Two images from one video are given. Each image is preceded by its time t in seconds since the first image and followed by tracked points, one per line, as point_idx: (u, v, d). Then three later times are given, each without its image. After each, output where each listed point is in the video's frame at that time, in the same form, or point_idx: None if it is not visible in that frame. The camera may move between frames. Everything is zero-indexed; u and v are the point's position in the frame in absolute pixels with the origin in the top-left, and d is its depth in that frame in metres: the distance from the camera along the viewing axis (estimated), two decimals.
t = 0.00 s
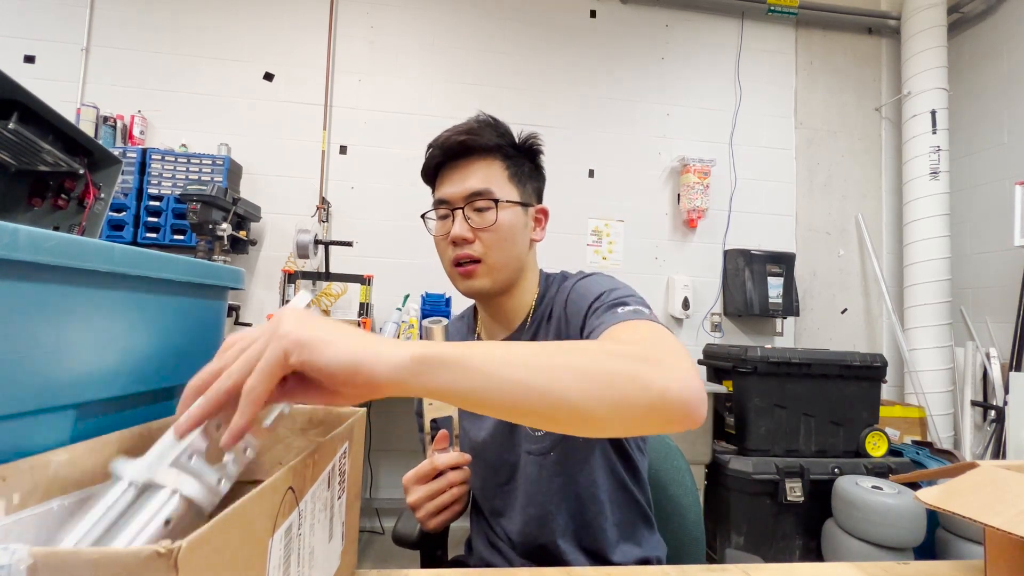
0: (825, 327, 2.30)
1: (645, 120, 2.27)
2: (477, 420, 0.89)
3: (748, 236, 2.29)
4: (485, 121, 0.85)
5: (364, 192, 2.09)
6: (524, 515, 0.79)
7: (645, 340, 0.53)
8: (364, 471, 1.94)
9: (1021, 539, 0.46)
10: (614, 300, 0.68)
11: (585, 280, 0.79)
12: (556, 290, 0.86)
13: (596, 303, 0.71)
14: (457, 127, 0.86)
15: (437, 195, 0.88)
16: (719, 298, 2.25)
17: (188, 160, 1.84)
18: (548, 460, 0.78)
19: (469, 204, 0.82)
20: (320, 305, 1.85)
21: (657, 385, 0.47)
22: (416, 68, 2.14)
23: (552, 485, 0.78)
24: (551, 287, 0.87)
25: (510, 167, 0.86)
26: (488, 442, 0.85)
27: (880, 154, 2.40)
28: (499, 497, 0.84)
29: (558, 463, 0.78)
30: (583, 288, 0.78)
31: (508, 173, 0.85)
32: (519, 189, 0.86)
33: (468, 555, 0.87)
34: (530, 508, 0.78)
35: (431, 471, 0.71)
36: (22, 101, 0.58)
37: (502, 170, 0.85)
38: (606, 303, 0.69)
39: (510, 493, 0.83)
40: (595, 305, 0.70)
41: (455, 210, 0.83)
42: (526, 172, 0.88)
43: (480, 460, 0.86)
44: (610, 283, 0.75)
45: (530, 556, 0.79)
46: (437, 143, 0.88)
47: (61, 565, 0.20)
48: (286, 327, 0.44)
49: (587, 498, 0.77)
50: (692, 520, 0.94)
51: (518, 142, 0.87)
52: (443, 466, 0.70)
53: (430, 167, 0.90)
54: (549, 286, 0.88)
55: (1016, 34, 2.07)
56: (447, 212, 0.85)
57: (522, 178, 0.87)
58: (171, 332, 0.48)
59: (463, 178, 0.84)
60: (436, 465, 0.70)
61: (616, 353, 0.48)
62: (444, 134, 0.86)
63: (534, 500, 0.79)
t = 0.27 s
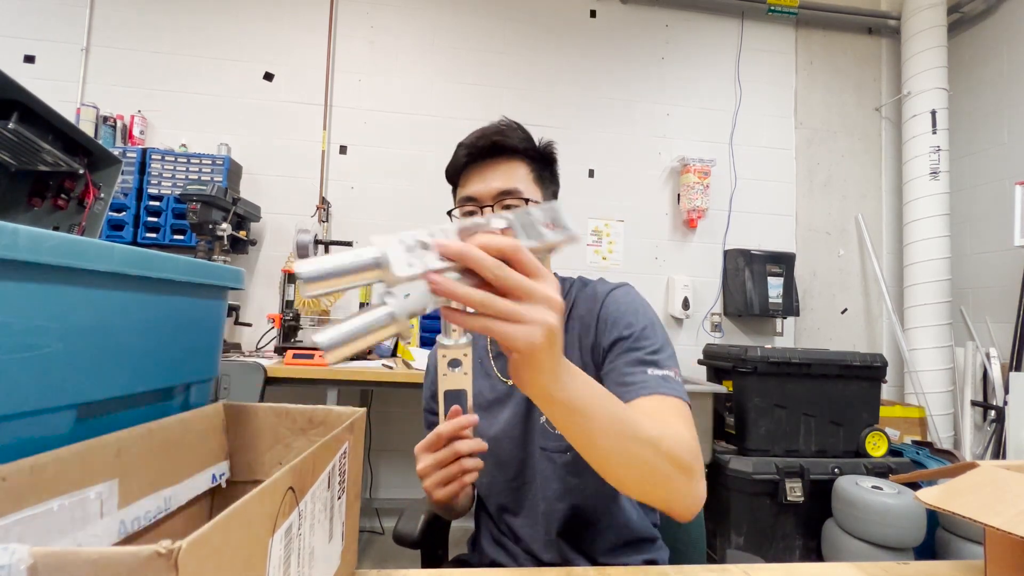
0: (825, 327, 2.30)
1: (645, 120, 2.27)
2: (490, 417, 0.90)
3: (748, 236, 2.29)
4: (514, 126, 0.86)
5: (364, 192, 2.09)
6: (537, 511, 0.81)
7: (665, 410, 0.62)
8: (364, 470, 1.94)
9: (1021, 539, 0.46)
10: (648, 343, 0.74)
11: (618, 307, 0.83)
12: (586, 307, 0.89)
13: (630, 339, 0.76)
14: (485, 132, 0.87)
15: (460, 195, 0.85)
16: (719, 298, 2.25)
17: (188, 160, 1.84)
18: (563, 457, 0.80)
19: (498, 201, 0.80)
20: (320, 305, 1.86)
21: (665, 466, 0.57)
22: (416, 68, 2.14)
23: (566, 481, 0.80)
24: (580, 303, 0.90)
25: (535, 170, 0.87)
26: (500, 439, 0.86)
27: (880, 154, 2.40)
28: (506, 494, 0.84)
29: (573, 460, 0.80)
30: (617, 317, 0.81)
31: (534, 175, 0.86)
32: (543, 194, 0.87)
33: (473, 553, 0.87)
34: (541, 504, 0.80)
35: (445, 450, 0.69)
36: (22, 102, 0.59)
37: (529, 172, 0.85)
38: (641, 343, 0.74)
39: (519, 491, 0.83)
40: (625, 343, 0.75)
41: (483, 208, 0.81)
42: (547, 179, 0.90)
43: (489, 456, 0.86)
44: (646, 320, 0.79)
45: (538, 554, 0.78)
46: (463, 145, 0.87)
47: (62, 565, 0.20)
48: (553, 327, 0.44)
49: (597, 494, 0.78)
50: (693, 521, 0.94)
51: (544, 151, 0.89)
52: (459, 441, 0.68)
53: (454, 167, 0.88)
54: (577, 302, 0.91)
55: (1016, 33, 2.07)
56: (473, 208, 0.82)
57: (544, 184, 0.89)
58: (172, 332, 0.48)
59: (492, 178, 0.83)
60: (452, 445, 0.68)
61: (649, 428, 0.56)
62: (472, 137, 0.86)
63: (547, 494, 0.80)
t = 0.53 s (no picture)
0: (825, 327, 2.30)
1: (645, 120, 2.27)
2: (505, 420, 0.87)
3: (748, 236, 2.29)
4: (548, 142, 0.86)
5: (364, 192, 2.09)
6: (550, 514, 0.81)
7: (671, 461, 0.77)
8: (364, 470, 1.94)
9: (1020, 539, 0.46)
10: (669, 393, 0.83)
11: (654, 344, 0.88)
12: (621, 328, 0.91)
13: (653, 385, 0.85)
14: (517, 144, 0.84)
15: (496, 207, 0.83)
16: (719, 298, 2.26)
17: (188, 160, 1.84)
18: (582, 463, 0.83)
19: (539, 221, 0.81)
20: (320, 305, 1.86)
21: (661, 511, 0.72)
22: (416, 68, 2.14)
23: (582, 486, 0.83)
24: (614, 322, 0.92)
25: (565, 187, 0.87)
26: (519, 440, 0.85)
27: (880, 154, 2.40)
28: (518, 495, 0.84)
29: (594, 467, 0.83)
30: (648, 354, 0.88)
31: (565, 192, 0.86)
32: (570, 208, 0.88)
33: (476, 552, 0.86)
34: (556, 508, 0.81)
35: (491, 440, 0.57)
36: (22, 102, 0.59)
37: (561, 188, 0.85)
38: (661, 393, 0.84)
39: (533, 493, 0.83)
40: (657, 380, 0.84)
41: (523, 226, 0.81)
42: (571, 191, 0.90)
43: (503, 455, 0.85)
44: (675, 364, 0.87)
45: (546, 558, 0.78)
46: (495, 156, 0.84)
47: (61, 564, 0.20)
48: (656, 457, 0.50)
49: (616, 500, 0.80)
50: (693, 522, 0.94)
51: (570, 163, 0.89)
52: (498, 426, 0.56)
53: (484, 176, 0.85)
54: (609, 318, 0.93)
55: (1016, 33, 2.07)
56: (511, 226, 0.81)
57: (570, 197, 0.89)
58: (172, 332, 0.48)
59: (531, 194, 0.81)
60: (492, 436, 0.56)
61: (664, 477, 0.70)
62: (505, 149, 0.83)
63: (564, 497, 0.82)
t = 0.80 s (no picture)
0: (825, 327, 2.30)
1: (645, 120, 2.27)
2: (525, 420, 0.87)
3: (748, 236, 2.29)
4: (570, 148, 0.86)
5: (364, 192, 2.09)
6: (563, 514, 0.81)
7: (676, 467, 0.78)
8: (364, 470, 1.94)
9: (1021, 539, 0.46)
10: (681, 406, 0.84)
11: (670, 356, 0.88)
12: (638, 337, 0.91)
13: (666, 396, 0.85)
14: (542, 150, 0.84)
15: (519, 213, 0.83)
16: (719, 298, 2.26)
17: (188, 160, 1.84)
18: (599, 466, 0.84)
19: (562, 227, 0.81)
20: (320, 305, 1.86)
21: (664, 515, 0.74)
22: (416, 68, 2.14)
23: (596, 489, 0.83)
24: (630, 330, 0.92)
25: (588, 193, 0.87)
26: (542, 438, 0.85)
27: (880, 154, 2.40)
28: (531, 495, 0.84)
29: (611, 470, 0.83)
30: (664, 366, 0.88)
31: (587, 198, 0.87)
32: (592, 214, 0.88)
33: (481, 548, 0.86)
34: (570, 509, 0.81)
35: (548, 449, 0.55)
36: (22, 102, 0.59)
37: (584, 195, 0.85)
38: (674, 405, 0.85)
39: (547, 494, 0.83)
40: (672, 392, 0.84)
41: (545, 232, 0.81)
42: (593, 197, 0.90)
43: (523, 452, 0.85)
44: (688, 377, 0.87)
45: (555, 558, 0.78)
46: (520, 161, 0.84)
47: (61, 564, 0.20)
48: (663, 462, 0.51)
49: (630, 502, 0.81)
50: (694, 522, 0.94)
51: (593, 170, 0.89)
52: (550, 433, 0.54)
53: (508, 181, 0.85)
54: (626, 326, 0.93)
55: (1016, 33, 2.07)
56: (535, 232, 0.82)
57: (592, 203, 0.89)
58: (172, 332, 0.48)
59: (554, 200, 0.82)
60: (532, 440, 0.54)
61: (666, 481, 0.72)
62: (530, 155, 0.83)
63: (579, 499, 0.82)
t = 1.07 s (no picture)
0: (825, 327, 2.30)
1: (645, 120, 2.27)
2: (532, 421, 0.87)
3: (747, 236, 2.29)
4: (572, 150, 0.86)
5: (364, 192, 2.09)
6: (565, 515, 0.82)
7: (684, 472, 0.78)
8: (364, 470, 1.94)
9: (1020, 539, 0.46)
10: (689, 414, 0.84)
11: (679, 364, 0.88)
12: (647, 344, 0.91)
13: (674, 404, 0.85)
14: (545, 153, 0.85)
15: (525, 215, 0.84)
16: (719, 298, 2.26)
17: (188, 160, 1.84)
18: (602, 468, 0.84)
19: (568, 226, 0.81)
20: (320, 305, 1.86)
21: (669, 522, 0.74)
22: (416, 68, 2.14)
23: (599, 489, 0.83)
24: (640, 336, 0.92)
25: (593, 193, 0.87)
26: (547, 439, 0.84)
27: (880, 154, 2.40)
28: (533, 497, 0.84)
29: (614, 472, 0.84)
30: (673, 374, 0.88)
31: (593, 199, 0.87)
32: (598, 214, 0.88)
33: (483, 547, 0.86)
34: (573, 511, 0.82)
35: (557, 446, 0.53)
36: (22, 101, 0.59)
37: (589, 195, 0.85)
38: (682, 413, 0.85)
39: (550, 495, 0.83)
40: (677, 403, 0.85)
41: (551, 233, 0.81)
42: (598, 198, 0.90)
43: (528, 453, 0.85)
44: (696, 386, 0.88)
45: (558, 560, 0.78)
46: (524, 166, 0.85)
47: (60, 564, 0.20)
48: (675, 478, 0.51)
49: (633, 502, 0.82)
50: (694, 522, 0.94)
51: (598, 170, 0.89)
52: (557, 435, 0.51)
53: (513, 187, 0.86)
54: (636, 333, 0.92)
55: (1016, 33, 2.07)
56: (541, 233, 0.82)
57: (598, 204, 0.89)
58: (172, 331, 0.48)
59: (560, 201, 0.82)
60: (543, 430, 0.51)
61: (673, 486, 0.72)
62: (533, 159, 0.84)
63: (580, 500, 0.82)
